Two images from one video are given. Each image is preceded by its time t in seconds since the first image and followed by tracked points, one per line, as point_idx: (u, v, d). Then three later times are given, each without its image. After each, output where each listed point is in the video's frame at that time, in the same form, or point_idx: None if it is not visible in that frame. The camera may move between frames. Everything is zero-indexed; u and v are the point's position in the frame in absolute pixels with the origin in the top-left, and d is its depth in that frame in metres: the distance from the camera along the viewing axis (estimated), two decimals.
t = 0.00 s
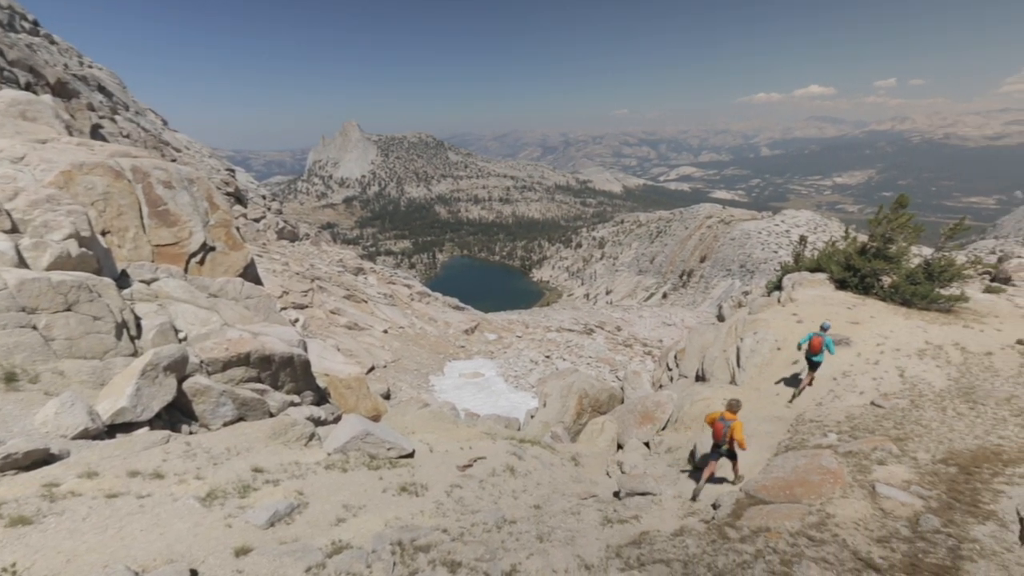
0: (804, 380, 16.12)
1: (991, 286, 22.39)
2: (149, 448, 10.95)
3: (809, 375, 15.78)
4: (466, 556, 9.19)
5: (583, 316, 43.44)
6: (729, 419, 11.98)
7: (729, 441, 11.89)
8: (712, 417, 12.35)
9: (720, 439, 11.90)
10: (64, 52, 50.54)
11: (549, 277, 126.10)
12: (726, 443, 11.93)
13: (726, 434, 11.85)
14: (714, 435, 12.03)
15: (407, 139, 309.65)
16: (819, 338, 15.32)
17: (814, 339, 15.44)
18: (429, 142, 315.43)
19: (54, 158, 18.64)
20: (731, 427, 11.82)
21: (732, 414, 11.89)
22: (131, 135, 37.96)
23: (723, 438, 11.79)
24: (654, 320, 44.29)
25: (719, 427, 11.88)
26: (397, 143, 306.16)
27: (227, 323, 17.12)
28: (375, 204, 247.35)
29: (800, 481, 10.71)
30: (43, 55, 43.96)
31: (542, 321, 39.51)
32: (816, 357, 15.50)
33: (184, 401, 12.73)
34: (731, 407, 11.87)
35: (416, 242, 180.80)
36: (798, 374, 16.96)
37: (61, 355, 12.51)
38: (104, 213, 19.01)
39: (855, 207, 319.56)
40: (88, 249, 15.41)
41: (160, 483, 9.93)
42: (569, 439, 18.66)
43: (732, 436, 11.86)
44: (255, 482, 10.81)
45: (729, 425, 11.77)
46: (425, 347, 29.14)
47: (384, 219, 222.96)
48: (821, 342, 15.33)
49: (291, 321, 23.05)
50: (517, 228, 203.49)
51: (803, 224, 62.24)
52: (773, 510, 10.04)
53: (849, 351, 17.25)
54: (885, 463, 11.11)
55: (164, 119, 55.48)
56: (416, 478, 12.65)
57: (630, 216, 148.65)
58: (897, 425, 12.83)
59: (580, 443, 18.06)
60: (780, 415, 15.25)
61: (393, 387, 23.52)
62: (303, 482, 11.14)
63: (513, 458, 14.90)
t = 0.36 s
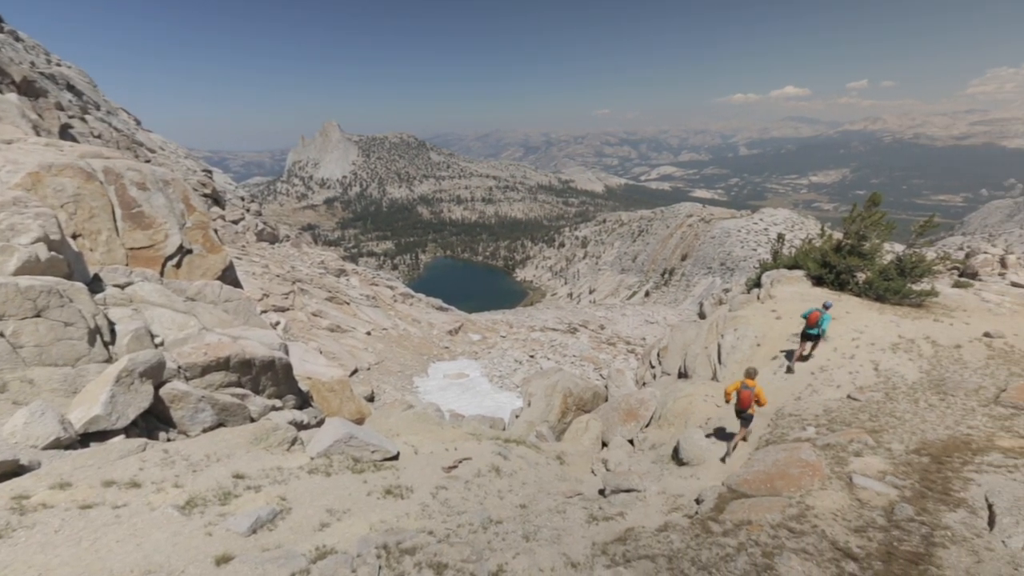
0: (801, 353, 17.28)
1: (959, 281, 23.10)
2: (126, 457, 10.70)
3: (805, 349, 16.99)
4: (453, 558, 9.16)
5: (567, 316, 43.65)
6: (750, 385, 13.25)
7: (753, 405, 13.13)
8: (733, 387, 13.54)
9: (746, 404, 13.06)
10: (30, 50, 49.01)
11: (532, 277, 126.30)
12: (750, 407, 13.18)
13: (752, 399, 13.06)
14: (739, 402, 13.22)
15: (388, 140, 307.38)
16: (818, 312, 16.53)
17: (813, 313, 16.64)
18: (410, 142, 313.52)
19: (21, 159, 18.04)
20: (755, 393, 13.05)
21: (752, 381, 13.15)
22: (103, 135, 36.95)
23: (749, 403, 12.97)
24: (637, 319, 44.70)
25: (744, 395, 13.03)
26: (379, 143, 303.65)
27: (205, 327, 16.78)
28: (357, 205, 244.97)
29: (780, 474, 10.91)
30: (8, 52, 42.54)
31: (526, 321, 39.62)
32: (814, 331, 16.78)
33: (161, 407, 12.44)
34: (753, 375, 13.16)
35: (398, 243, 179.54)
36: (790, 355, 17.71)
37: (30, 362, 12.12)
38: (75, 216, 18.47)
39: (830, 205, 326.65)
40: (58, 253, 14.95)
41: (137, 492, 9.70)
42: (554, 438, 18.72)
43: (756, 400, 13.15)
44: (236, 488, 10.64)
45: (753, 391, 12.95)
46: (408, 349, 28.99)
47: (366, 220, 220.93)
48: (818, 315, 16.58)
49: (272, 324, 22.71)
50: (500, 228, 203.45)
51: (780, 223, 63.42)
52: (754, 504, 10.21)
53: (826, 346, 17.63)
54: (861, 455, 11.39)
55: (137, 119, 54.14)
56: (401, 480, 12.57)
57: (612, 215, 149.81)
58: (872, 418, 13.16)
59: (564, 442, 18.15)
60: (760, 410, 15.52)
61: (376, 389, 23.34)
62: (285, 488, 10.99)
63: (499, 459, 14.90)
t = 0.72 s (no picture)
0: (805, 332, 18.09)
1: (931, 277, 23.74)
2: (101, 466, 10.44)
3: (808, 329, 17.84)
4: (439, 560, 9.12)
5: (552, 315, 43.76)
6: (758, 353, 14.98)
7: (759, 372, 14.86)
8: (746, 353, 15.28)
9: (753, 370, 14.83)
10: None
11: (517, 277, 126.42)
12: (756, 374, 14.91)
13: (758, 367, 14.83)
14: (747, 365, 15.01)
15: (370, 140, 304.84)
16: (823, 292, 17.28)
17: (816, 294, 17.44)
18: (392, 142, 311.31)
19: None
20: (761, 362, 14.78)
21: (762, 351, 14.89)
22: (74, 135, 36.00)
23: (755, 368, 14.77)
24: (621, 317, 45.03)
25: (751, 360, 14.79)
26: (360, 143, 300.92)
27: (184, 331, 16.46)
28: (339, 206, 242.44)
29: (762, 468, 11.11)
30: None
31: (511, 321, 39.63)
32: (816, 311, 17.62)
33: (138, 414, 12.17)
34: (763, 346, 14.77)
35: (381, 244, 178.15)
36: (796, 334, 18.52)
37: None
38: (46, 219, 17.95)
39: (808, 203, 332.89)
40: (28, 257, 14.42)
41: (114, 502, 9.47)
42: (540, 437, 18.78)
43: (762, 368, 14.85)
44: (217, 495, 10.46)
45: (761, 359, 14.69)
46: (393, 350, 28.79)
47: (348, 220, 218.74)
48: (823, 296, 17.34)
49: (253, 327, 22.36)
50: (484, 228, 203.12)
51: (760, 221, 64.46)
52: (737, 498, 10.37)
53: (805, 342, 17.97)
54: (839, 447, 11.65)
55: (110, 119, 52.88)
56: (386, 483, 12.49)
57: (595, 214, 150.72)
58: (850, 411, 13.46)
59: (550, 441, 18.21)
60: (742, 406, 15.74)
61: (361, 392, 23.14)
62: (268, 493, 10.83)
63: (485, 459, 14.89)
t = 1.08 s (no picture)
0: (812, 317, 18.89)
1: (908, 273, 24.29)
2: (80, 474, 10.21)
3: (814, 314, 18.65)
4: (427, 562, 9.09)
5: (539, 314, 43.84)
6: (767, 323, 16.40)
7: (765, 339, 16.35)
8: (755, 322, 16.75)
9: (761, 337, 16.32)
10: None
11: (503, 277, 126.43)
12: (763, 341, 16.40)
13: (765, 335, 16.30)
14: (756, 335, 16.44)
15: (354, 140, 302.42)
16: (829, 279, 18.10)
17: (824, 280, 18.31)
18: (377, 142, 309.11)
19: None
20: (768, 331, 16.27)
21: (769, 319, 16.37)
22: (48, 135, 35.15)
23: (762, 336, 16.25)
24: (607, 316, 45.30)
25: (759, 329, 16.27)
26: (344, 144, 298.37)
27: (164, 335, 16.16)
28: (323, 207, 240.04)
29: (747, 464, 11.27)
30: None
31: (498, 321, 39.61)
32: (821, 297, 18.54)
33: (118, 421, 11.92)
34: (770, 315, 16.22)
35: (367, 245, 176.83)
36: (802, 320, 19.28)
37: None
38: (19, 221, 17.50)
39: (789, 202, 338.02)
40: (1, 260, 13.96)
41: (93, 511, 9.26)
42: (527, 436, 18.82)
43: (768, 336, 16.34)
44: (201, 502, 10.31)
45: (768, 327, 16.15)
46: (379, 352, 28.60)
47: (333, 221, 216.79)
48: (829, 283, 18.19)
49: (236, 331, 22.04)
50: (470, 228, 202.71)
51: (743, 220, 65.35)
52: (722, 493, 10.51)
53: (787, 338, 18.27)
54: (821, 441, 11.86)
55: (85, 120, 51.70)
56: (374, 485, 12.42)
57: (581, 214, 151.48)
58: (831, 406, 13.72)
59: (538, 440, 18.26)
60: (727, 402, 15.94)
61: (347, 394, 22.95)
62: (253, 498, 10.70)
63: (472, 459, 14.87)
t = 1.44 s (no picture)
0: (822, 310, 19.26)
1: (891, 271, 24.66)
2: (62, 481, 10.02)
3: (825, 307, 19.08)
4: (419, 563, 9.06)
5: (529, 314, 43.86)
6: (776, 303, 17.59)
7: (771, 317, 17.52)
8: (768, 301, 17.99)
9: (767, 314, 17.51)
10: None
11: (493, 277, 126.33)
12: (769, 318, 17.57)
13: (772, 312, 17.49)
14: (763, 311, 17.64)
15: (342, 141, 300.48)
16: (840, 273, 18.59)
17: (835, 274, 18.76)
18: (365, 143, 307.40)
19: None
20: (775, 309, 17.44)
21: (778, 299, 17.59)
22: (28, 135, 34.46)
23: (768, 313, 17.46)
24: (597, 315, 45.46)
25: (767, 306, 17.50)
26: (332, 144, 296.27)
27: (149, 338, 15.92)
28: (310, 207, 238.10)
29: (736, 460, 11.37)
30: None
31: (488, 321, 39.56)
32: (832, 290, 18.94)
33: (102, 426, 11.72)
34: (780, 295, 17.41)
35: (355, 246, 175.76)
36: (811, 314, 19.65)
37: None
38: None
39: (775, 201, 341.62)
40: None
41: (77, 518, 9.11)
42: (518, 436, 18.82)
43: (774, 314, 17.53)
44: (188, 506, 10.18)
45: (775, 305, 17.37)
46: (369, 353, 28.45)
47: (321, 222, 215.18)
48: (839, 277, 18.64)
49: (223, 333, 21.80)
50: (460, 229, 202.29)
51: (730, 219, 65.94)
52: (712, 490, 10.60)
53: (775, 336, 18.46)
54: (808, 437, 12.02)
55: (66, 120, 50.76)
56: (364, 487, 12.35)
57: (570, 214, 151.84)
58: (818, 402, 13.90)
59: (529, 440, 18.28)
60: (716, 400, 16.08)
61: (336, 396, 22.80)
62: (241, 502, 10.59)
63: (463, 460, 14.84)
